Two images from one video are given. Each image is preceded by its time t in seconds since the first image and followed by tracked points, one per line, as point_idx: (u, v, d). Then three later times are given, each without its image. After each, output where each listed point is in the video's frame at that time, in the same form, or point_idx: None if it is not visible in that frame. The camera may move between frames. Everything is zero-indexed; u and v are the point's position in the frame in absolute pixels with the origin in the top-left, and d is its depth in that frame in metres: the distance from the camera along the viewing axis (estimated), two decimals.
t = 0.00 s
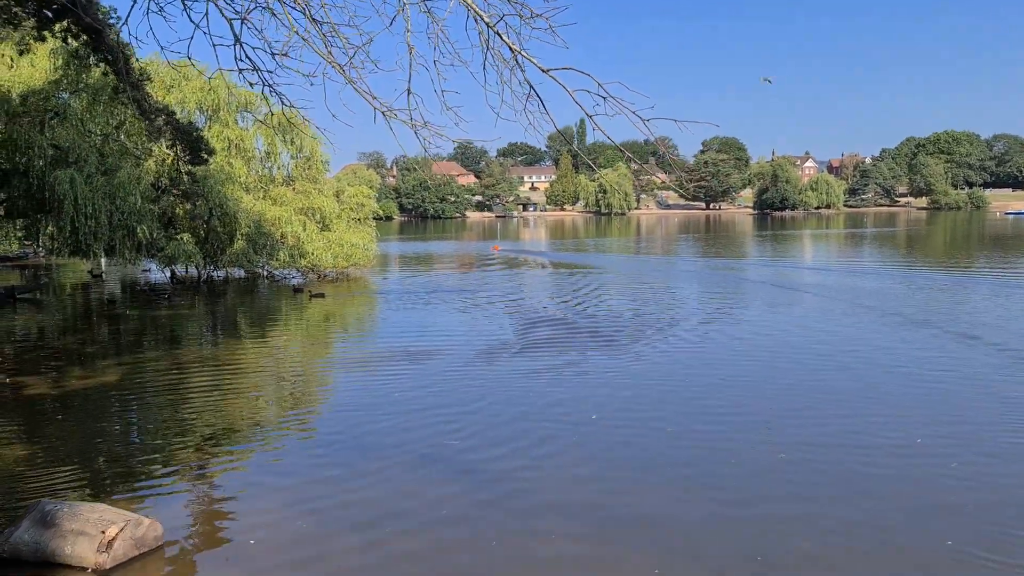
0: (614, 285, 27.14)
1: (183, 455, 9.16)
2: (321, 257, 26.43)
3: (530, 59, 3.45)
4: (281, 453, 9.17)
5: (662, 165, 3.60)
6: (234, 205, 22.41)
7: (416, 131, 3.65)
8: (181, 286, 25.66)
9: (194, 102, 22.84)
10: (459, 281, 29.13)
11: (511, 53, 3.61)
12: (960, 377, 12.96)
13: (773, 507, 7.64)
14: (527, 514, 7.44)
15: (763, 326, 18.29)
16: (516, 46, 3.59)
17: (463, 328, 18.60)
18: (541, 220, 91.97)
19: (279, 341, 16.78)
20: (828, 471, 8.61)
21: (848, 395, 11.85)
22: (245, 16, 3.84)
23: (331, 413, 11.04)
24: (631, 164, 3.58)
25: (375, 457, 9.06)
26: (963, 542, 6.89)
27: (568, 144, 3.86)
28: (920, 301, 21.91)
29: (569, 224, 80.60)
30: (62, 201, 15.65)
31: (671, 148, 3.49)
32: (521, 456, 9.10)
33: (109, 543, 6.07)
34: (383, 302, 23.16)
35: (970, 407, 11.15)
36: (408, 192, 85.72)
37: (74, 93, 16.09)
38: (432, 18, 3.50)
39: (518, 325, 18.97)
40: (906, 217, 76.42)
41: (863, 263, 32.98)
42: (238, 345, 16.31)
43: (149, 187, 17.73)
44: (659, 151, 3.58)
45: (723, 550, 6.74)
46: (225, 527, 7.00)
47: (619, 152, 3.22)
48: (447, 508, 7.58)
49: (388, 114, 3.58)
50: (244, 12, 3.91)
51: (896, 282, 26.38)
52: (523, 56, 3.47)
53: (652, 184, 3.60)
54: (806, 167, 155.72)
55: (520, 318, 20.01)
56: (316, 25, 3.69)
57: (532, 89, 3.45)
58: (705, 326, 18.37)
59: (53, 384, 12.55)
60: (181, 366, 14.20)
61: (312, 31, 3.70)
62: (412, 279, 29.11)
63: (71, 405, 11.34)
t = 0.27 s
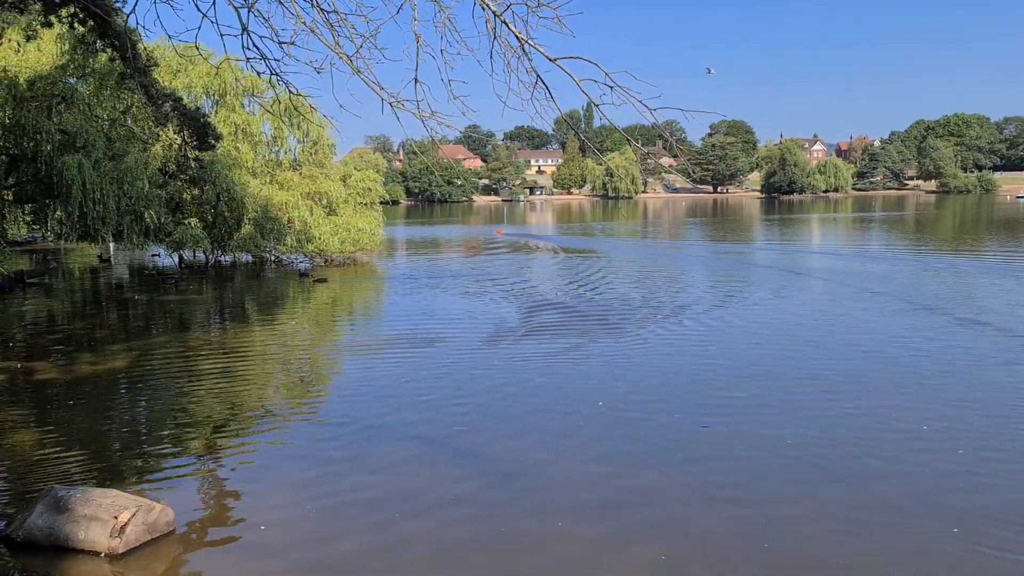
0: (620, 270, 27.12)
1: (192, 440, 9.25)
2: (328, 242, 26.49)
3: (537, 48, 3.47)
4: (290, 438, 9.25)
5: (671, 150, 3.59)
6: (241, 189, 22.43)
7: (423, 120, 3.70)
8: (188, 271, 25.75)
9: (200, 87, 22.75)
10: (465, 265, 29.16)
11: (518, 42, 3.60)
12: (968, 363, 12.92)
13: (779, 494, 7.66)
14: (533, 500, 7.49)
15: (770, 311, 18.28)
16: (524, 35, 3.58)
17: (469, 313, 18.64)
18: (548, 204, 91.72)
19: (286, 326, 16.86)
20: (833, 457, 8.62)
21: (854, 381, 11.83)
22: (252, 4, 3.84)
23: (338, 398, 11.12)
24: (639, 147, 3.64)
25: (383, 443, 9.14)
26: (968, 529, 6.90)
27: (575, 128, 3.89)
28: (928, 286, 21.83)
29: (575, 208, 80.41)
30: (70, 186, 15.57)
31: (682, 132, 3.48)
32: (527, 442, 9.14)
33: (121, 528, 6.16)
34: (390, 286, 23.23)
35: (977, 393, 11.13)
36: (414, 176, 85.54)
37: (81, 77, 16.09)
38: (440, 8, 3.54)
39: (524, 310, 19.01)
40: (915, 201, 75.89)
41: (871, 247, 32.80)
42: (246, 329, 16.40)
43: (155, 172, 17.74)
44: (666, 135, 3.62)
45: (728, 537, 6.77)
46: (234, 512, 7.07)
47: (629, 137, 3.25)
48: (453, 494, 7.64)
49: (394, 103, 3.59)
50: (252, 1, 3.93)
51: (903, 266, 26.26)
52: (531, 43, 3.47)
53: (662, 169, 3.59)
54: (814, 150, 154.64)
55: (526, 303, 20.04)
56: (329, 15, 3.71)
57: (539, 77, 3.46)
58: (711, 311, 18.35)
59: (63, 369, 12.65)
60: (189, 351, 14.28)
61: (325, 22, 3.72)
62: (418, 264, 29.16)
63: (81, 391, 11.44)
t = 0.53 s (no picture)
0: (625, 268, 27.10)
1: (198, 439, 9.28)
2: (333, 241, 26.54)
3: (542, 49, 3.58)
4: (295, 437, 9.28)
5: (677, 147, 3.61)
6: (246, 189, 22.47)
7: (430, 121, 3.83)
8: (194, 270, 25.83)
9: (206, 86, 22.77)
10: (470, 264, 29.16)
11: (524, 44, 3.63)
12: (974, 362, 12.85)
13: (783, 493, 7.63)
14: (537, 499, 7.48)
15: (774, 310, 18.27)
16: (530, 36, 3.61)
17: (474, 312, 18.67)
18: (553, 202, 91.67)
19: (292, 325, 16.91)
20: (838, 456, 8.59)
21: (859, 379, 11.78)
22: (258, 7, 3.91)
23: (343, 397, 11.15)
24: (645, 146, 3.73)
25: (388, 441, 9.17)
26: (972, 529, 6.87)
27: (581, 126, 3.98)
28: (933, 284, 21.79)
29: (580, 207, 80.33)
30: (75, 185, 15.51)
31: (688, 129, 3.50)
32: (530, 441, 9.14)
33: (127, 528, 6.18)
34: (394, 285, 23.25)
35: (983, 392, 11.07)
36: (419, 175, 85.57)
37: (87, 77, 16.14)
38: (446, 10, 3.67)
39: (529, 309, 19.01)
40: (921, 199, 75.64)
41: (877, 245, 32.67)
42: (252, 329, 16.45)
43: (161, 172, 17.78)
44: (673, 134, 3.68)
45: (732, 536, 6.75)
46: (239, 511, 7.10)
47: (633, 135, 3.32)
48: (457, 493, 7.63)
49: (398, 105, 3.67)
50: (259, 4, 4.03)
51: (910, 265, 26.15)
52: (535, 46, 3.63)
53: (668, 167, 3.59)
54: (820, 148, 154.20)
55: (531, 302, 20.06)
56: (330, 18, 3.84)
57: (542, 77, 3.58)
58: (716, 310, 18.32)
59: (69, 369, 12.71)
60: (195, 350, 14.34)
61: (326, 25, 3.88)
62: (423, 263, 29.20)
63: (87, 390, 11.48)
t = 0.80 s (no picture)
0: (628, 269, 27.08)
1: (201, 439, 9.32)
2: (337, 241, 26.58)
3: (540, 51, 3.54)
4: (298, 436, 9.31)
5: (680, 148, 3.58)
6: (250, 189, 22.51)
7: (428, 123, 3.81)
8: (198, 270, 25.91)
9: (210, 87, 22.80)
10: (473, 264, 29.16)
11: (523, 45, 3.62)
12: (977, 363, 12.80)
13: (783, 494, 7.61)
14: (536, 499, 7.50)
15: (777, 310, 18.24)
16: (528, 38, 3.61)
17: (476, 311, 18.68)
18: (557, 202, 91.64)
19: (295, 325, 16.96)
20: (839, 457, 8.57)
21: (862, 380, 11.74)
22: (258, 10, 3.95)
23: (345, 396, 11.18)
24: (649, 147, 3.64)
25: (390, 440, 9.20)
26: (972, 530, 6.85)
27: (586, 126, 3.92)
28: (937, 285, 21.74)
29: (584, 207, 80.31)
30: (80, 185, 15.68)
31: (691, 129, 3.46)
32: (531, 441, 9.14)
33: (127, 528, 6.21)
34: (398, 285, 23.26)
35: (986, 393, 11.02)
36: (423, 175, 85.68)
37: (91, 77, 16.14)
38: (444, 12, 3.64)
39: (532, 309, 19.02)
40: (926, 199, 75.40)
41: (881, 246, 32.58)
42: (255, 329, 16.49)
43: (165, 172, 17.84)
44: (677, 135, 3.59)
45: (731, 538, 6.74)
46: (240, 511, 7.13)
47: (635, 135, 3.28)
48: (456, 493, 7.64)
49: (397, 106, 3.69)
50: (258, 5, 4.06)
51: (914, 265, 26.06)
52: (533, 51, 3.64)
53: (670, 167, 3.56)
54: (825, 148, 153.80)
55: (533, 302, 20.05)
56: (329, 19, 3.86)
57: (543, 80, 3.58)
58: (719, 310, 18.29)
59: (73, 369, 12.76)
60: (198, 350, 14.38)
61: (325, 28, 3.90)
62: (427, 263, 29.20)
63: (91, 390, 11.53)
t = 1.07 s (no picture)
0: (629, 268, 27.04)
1: (200, 437, 9.31)
2: (337, 240, 26.56)
3: (535, 48, 3.49)
4: (296, 435, 9.29)
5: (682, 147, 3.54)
6: (250, 188, 22.49)
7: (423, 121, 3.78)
8: (198, 269, 25.92)
9: (210, 86, 22.76)
10: (474, 263, 29.12)
11: (519, 44, 3.59)
12: (978, 362, 12.75)
13: (780, 493, 7.60)
14: (534, 498, 7.49)
15: (778, 309, 18.22)
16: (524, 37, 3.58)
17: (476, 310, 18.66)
18: (558, 201, 91.60)
19: (295, 323, 16.96)
20: (838, 457, 8.54)
21: (861, 380, 11.71)
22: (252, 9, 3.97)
23: (344, 395, 11.17)
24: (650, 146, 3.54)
25: (388, 439, 9.19)
26: (971, 530, 6.82)
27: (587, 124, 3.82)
28: (938, 284, 21.70)
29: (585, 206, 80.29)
30: (80, 184, 15.65)
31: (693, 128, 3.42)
32: (529, 440, 9.12)
33: (122, 526, 6.20)
34: (398, 284, 23.23)
35: (986, 393, 10.98)
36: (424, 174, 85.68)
37: (91, 76, 16.24)
38: (440, 9, 3.59)
39: (532, 308, 18.99)
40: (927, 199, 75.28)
41: (883, 245, 32.53)
42: (255, 327, 16.48)
43: (165, 171, 17.86)
44: (678, 133, 3.54)
45: (729, 537, 6.72)
46: (236, 509, 7.12)
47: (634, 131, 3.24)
48: (454, 492, 7.63)
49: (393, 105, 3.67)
50: (254, 3, 4.04)
51: (916, 264, 25.99)
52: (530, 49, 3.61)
53: (672, 167, 3.51)
54: (826, 147, 153.62)
55: (533, 301, 20.04)
56: (326, 16, 3.84)
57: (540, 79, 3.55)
58: (720, 309, 18.25)
59: (72, 367, 12.76)
60: (197, 348, 14.37)
61: (321, 24, 3.88)
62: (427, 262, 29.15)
63: (90, 388, 11.52)
